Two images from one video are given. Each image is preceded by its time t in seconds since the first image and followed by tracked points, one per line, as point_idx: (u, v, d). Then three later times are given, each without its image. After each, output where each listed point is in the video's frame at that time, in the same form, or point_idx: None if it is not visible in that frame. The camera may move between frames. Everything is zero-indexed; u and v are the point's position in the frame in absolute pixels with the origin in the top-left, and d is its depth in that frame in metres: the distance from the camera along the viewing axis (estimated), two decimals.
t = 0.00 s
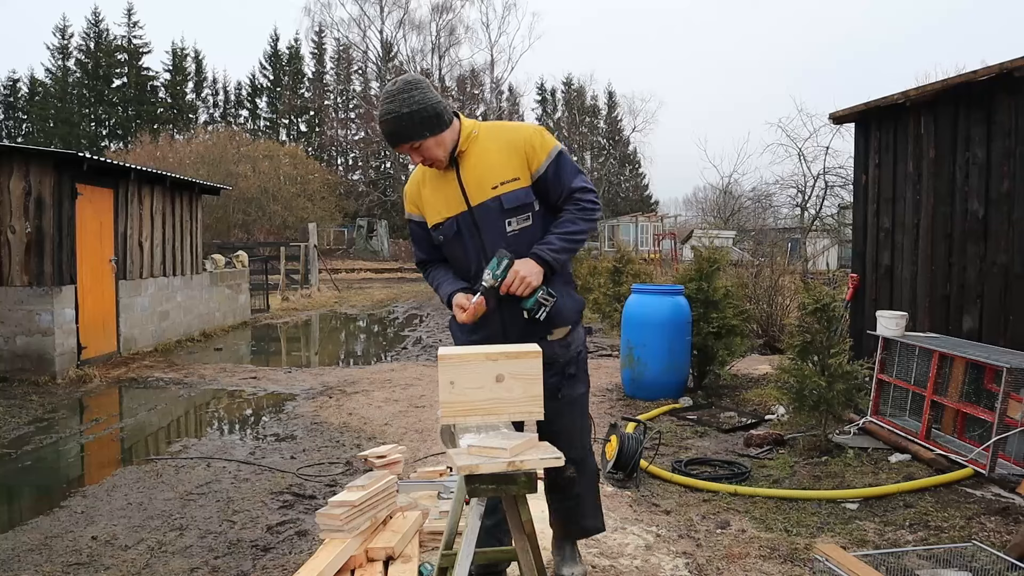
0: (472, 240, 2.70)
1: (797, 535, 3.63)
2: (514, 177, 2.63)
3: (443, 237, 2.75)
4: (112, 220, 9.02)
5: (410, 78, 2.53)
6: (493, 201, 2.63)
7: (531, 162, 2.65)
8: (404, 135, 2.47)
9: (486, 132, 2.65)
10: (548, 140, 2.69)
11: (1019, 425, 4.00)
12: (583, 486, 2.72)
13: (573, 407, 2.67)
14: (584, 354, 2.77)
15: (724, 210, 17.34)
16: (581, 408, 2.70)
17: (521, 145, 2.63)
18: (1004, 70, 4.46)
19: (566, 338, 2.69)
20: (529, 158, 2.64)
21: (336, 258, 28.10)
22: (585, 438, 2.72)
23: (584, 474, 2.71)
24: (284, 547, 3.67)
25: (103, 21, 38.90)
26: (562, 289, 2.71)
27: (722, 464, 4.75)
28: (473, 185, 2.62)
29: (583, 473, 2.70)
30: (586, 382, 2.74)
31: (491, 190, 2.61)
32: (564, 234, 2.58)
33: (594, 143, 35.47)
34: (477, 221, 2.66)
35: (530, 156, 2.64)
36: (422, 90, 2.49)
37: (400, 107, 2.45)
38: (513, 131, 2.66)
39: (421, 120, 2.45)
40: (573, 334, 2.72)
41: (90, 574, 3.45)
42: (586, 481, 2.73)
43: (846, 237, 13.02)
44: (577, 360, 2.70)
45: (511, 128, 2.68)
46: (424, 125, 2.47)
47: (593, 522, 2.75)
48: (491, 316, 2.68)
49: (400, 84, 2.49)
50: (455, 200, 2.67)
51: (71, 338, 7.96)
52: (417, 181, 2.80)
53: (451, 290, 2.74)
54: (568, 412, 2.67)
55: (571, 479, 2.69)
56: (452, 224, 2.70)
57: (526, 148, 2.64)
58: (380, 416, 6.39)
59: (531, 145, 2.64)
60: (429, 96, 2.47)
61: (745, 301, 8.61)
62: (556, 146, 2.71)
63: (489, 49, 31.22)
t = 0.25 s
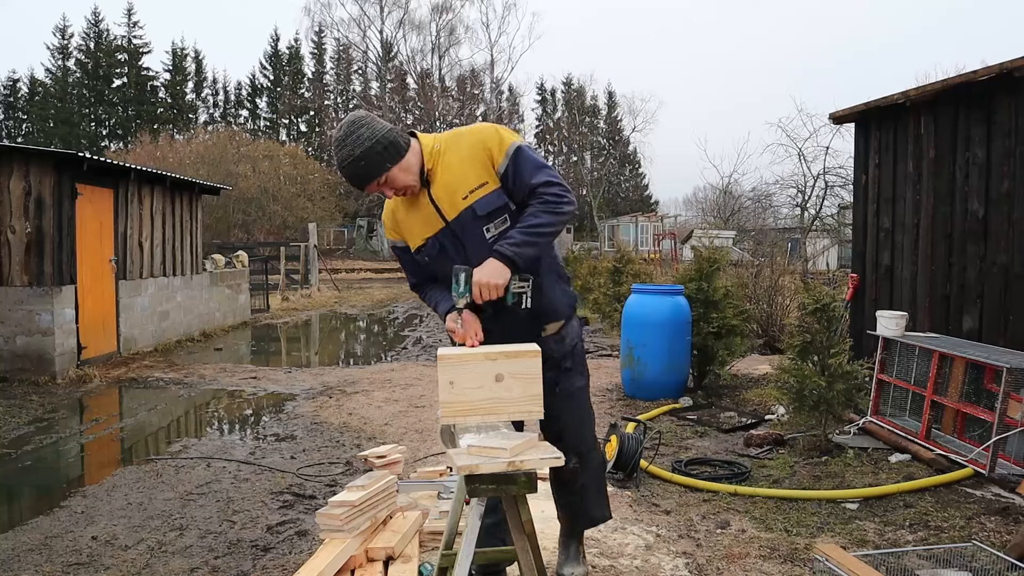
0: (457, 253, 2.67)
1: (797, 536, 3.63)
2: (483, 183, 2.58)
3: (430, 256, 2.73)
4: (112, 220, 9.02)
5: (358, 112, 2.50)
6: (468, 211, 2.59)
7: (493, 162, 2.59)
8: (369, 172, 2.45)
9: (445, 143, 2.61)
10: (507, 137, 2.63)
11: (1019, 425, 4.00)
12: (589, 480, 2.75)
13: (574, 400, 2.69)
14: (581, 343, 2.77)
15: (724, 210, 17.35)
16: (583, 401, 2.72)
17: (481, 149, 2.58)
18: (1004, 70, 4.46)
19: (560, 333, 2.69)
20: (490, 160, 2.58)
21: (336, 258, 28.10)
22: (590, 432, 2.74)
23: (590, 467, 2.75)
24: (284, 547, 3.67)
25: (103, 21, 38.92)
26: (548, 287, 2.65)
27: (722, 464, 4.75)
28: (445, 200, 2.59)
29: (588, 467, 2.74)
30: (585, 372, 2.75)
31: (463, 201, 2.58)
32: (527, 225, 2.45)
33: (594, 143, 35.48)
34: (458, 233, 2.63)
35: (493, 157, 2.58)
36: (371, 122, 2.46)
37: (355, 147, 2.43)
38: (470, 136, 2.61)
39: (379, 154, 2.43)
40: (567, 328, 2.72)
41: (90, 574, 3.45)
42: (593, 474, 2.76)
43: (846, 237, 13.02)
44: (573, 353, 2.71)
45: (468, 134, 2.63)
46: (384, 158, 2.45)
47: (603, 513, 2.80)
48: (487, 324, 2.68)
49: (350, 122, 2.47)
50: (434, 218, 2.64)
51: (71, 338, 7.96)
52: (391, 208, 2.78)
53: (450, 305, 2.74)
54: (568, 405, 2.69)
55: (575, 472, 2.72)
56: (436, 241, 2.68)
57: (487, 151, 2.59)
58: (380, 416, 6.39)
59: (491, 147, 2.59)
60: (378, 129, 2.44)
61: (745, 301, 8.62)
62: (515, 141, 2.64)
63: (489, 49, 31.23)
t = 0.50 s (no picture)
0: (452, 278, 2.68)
1: (797, 536, 3.63)
2: (462, 213, 2.58)
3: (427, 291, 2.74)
4: (112, 220, 9.01)
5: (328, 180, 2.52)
6: (455, 244, 2.59)
7: (467, 188, 2.57)
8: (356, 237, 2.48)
9: (418, 183, 2.61)
10: (475, 157, 2.61)
11: (1019, 425, 4.00)
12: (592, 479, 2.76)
13: (575, 398, 2.69)
14: (587, 338, 2.75)
15: (724, 210, 17.35)
16: (586, 398, 2.71)
17: (453, 181, 2.57)
18: (1004, 70, 4.46)
19: (561, 332, 2.69)
20: (464, 188, 2.57)
21: (336, 258, 28.09)
22: (595, 430, 2.74)
23: (596, 465, 2.75)
24: (284, 547, 3.67)
25: (103, 21, 38.91)
26: (547, 288, 2.65)
27: (723, 464, 4.75)
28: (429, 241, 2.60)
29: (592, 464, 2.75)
30: (589, 369, 2.73)
31: (447, 236, 2.59)
32: (512, 229, 2.43)
33: (594, 143, 35.47)
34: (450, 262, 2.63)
35: (466, 185, 2.57)
36: (343, 187, 2.49)
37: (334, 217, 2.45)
38: (440, 168, 2.60)
39: (358, 215, 2.46)
40: (568, 327, 2.70)
41: (90, 574, 3.45)
42: (598, 474, 2.76)
43: (846, 237, 13.02)
44: (576, 350, 2.70)
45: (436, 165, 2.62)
46: (364, 216, 2.47)
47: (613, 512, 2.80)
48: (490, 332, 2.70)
49: (324, 192, 2.49)
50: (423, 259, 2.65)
51: (71, 338, 7.96)
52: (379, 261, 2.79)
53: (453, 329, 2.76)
54: (571, 403, 2.69)
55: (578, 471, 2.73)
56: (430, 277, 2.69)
57: (459, 178, 2.57)
58: (380, 416, 6.39)
59: (461, 175, 2.57)
60: (352, 191, 2.47)
61: (745, 301, 8.62)
62: (485, 157, 2.61)
63: (489, 49, 31.21)
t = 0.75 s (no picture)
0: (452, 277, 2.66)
1: (797, 535, 3.63)
2: (466, 213, 2.58)
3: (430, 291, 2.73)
4: (112, 220, 9.02)
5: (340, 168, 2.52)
6: (458, 243, 2.59)
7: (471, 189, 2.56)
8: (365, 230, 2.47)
9: (424, 179, 2.61)
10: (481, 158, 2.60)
11: (1019, 425, 4.01)
12: (595, 482, 2.73)
13: (577, 398, 2.69)
14: (588, 337, 2.76)
15: (724, 210, 17.36)
16: (587, 399, 2.70)
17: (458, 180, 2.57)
18: (1004, 70, 4.46)
19: (562, 331, 2.69)
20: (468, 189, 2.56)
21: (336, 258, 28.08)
22: (597, 432, 2.72)
23: (598, 469, 2.72)
24: (284, 547, 3.67)
25: (103, 21, 38.91)
26: (548, 292, 2.66)
27: (722, 464, 4.75)
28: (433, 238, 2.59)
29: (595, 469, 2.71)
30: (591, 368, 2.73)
31: (451, 234, 2.58)
32: (516, 241, 2.43)
33: (594, 144, 35.45)
34: (451, 262, 2.62)
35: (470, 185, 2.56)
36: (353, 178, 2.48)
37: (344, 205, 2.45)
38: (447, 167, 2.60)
39: (365, 208, 2.45)
40: (568, 327, 2.70)
41: (90, 574, 3.45)
42: (600, 478, 2.73)
43: (846, 237, 13.02)
44: (577, 349, 2.70)
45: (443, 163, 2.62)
46: (373, 209, 2.47)
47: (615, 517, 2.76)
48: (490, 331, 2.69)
49: (334, 180, 2.49)
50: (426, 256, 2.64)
51: (71, 338, 7.96)
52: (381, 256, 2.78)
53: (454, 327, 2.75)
54: (574, 403, 2.69)
55: (582, 473, 2.70)
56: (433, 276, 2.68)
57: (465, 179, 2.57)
58: (380, 416, 6.39)
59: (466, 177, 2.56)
60: (359, 184, 2.46)
61: (745, 301, 8.62)
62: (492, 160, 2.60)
63: (489, 49, 31.21)
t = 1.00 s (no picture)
0: (551, 219, 2.59)
1: (797, 536, 3.63)
2: (614, 183, 2.55)
3: (524, 204, 2.64)
4: (112, 220, 9.02)
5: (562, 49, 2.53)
6: (585, 193, 2.55)
7: (638, 177, 2.59)
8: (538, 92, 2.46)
9: (611, 134, 2.61)
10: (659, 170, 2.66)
11: (1019, 425, 4.01)
12: (602, 515, 2.57)
13: (603, 429, 2.52)
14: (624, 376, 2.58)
15: (723, 210, 17.38)
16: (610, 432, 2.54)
17: (638, 157, 2.58)
18: (1004, 70, 4.47)
19: (603, 351, 2.52)
20: (637, 172, 2.58)
21: (336, 258, 28.10)
22: (611, 466, 2.56)
23: (606, 501, 2.57)
24: (284, 546, 3.67)
25: (103, 22, 38.92)
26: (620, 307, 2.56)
27: (722, 464, 4.75)
28: (574, 170, 2.57)
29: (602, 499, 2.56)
30: (621, 405, 2.56)
31: (588, 182, 2.55)
32: (648, 247, 2.50)
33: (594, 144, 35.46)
34: (564, 203, 2.57)
35: (640, 174, 2.58)
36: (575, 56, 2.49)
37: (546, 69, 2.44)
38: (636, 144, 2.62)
39: (579, 93, 2.45)
40: (613, 353, 2.55)
41: (89, 574, 3.45)
42: (607, 512, 2.58)
43: (845, 237, 13.02)
44: (612, 381, 2.52)
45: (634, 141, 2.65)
46: (568, 95, 2.44)
47: (611, 557, 2.58)
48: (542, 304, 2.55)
49: (555, 53, 2.49)
50: (549, 173, 2.60)
51: (71, 338, 7.96)
52: (523, 146, 2.74)
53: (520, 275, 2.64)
54: (594, 432, 2.52)
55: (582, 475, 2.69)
56: (537, 195, 2.61)
57: (641, 161, 2.58)
58: (380, 416, 6.39)
59: (644, 163, 2.59)
60: (587, 77, 2.47)
61: (745, 301, 8.62)
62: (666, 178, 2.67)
63: (489, 49, 31.24)
